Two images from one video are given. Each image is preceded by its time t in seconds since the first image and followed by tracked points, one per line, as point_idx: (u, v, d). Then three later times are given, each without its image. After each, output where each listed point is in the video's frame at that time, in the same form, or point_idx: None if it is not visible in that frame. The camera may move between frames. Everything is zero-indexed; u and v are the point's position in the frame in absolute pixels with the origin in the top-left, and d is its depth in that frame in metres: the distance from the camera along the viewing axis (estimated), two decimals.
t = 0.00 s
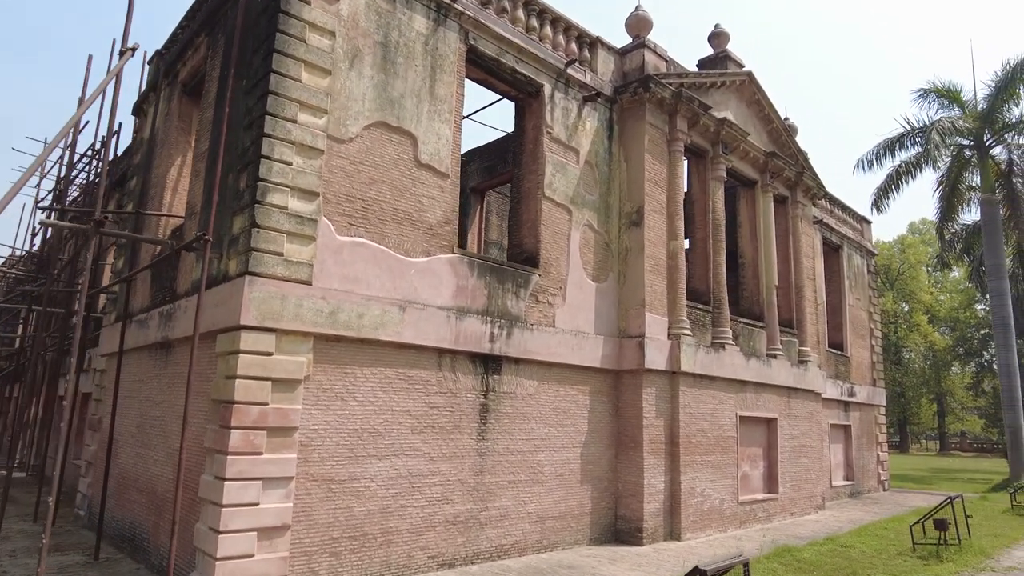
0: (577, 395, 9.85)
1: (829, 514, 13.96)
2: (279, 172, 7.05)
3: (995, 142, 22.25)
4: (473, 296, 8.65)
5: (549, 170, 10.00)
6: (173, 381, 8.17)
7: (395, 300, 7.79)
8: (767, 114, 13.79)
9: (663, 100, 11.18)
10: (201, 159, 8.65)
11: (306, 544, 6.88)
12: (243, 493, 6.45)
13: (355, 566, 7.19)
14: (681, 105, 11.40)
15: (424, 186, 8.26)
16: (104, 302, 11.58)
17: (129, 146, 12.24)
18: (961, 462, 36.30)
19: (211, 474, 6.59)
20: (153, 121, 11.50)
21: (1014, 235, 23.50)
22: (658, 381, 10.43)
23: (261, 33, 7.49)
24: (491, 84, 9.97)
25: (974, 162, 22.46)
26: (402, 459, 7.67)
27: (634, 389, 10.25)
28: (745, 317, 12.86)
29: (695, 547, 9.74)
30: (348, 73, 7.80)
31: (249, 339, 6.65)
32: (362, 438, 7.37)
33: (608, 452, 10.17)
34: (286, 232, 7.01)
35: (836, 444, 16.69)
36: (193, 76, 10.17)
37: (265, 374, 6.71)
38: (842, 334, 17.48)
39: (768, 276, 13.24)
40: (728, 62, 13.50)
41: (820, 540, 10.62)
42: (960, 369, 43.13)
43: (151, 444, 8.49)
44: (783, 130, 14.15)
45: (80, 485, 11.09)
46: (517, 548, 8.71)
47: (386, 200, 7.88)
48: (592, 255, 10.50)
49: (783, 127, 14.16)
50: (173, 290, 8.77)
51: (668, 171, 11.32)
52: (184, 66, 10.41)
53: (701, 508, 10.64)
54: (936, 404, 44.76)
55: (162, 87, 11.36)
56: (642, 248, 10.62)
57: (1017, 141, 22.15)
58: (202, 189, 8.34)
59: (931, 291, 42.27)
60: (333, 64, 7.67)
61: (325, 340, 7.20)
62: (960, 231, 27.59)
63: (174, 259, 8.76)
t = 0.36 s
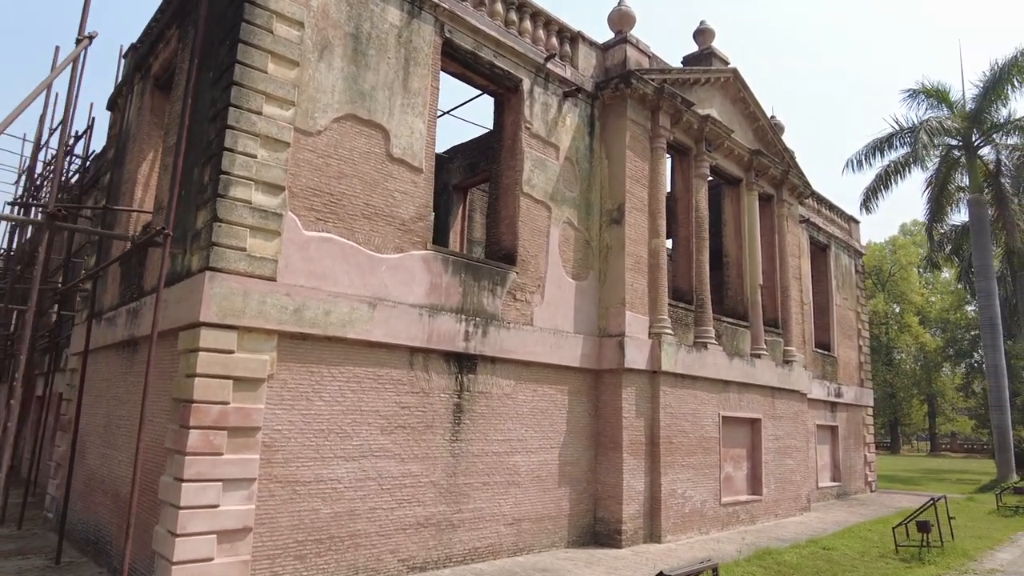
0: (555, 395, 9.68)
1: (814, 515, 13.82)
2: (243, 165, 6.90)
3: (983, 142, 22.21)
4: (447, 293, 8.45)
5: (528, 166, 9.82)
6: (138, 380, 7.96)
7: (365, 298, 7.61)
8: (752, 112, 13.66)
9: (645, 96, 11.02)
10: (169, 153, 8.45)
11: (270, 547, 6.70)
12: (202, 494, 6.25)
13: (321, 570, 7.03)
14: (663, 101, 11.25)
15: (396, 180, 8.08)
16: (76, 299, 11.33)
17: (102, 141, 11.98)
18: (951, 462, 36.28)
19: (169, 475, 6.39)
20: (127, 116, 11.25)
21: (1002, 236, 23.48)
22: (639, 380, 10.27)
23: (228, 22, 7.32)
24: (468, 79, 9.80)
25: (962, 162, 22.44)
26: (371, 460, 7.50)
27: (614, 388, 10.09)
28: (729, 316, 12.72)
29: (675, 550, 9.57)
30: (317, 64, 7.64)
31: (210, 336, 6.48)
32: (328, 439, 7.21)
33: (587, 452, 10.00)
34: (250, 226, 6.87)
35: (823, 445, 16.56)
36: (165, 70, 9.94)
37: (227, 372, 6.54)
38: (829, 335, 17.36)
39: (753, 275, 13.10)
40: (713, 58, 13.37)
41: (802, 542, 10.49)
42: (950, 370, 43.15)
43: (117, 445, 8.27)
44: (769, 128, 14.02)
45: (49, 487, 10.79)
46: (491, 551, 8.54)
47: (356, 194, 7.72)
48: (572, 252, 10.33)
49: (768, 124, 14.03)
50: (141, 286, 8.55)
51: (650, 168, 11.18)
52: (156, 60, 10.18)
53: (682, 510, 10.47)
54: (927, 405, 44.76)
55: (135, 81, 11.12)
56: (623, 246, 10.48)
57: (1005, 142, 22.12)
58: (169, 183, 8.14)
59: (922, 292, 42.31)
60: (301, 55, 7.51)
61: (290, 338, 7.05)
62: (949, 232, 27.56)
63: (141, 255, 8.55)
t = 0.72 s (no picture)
0: (534, 395, 9.51)
1: (800, 516, 13.68)
2: (205, 159, 6.71)
3: (972, 141, 22.17)
4: (421, 291, 8.27)
5: (506, 162, 9.63)
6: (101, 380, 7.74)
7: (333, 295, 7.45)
8: (737, 109, 13.54)
9: (626, 92, 10.86)
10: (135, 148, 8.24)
11: (232, 551, 6.50)
12: (159, 497, 6.05)
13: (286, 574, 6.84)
14: (645, 97, 11.10)
15: (366, 175, 7.92)
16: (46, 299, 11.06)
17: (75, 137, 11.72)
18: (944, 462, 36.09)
19: (126, 478, 6.18)
20: (99, 112, 11.00)
21: (991, 235, 23.45)
22: (619, 380, 10.12)
23: (192, 12, 7.14)
24: (445, 73, 9.63)
25: (951, 161, 22.40)
26: (339, 462, 7.33)
27: (594, 388, 9.92)
28: (713, 315, 12.57)
29: (655, 552, 9.39)
30: (284, 56, 7.47)
31: (168, 334, 6.29)
32: (294, 440, 7.03)
33: (567, 453, 9.82)
34: (212, 221, 6.69)
35: (811, 445, 16.43)
36: (136, 64, 9.71)
37: (187, 371, 6.35)
38: (817, 334, 17.24)
39: (737, 274, 12.96)
40: (696, 55, 13.24)
41: (785, 544, 10.33)
42: (942, 370, 43.18)
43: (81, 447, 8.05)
44: (754, 125, 13.90)
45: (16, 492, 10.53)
46: (466, 555, 8.36)
47: (324, 188, 7.59)
48: (551, 250, 10.16)
49: (753, 121, 13.91)
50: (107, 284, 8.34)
51: (631, 165, 11.04)
52: (126, 54, 9.94)
53: (663, 511, 10.30)
54: (918, 405, 44.76)
55: (107, 76, 10.87)
56: (603, 243, 10.32)
57: (993, 141, 22.09)
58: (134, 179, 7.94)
59: (912, 292, 42.36)
60: (267, 47, 7.34)
61: (254, 336, 6.88)
62: (939, 232, 27.54)
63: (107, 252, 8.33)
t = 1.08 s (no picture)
0: (512, 398, 9.33)
1: (788, 519, 13.51)
2: (166, 156, 6.53)
3: (961, 141, 22.09)
4: (393, 292, 8.08)
5: (484, 160, 9.44)
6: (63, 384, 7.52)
7: (301, 296, 7.28)
8: (722, 107, 13.40)
9: (607, 89, 10.69)
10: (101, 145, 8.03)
11: (193, 560, 6.30)
12: (115, 505, 5.84)
13: None
14: (627, 95, 10.94)
15: (336, 173, 7.78)
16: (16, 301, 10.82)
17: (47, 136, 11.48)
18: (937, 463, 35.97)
19: (82, 485, 5.97)
20: (70, 110, 10.76)
21: (981, 235, 23.38)
22: (600, 381, 9.95)
23: (155, 6, 6.97)
24: (421, 70, 9.47)
25: (941, 161, 22.31)
26: (306, 467, 7.16)
27: (574, 390, 9.75)
28: (698, 316, 12.42)
29: (637, 558, 9.21)
30: (250, 51, 7.31)
31: (126, 336, 6.09)
32: (259, 445, 6.86)
33: (547, 456, 9.65)
34: (172, 220, 6.51)
35: (800, 447, 16.28)
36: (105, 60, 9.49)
37: (145, 374, 6.15)
38: (805, 335, 17.11)
39: (723, 274, 12.81)
40: (681, 52, 13.09)
41: (769, 549, 10.14)
42: (934, 371, 43.14)
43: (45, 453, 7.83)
44: (740, 124, 13.76)
45: None
46: (441, 561, 8.17)
47: (292, 186, 7.43)
48: (531, 249, 9.99)
49: (739, 120, 13.78)
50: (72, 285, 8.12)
51: (613, 164, 10.88)
52: (96, 50, 9.72)
53: (646, 516, 10.12)
54: (912, 406, 44.67)
55: (78, 73, 10.64)
56: (584, 243, 10.16)
57: (983, 141, 22.02)
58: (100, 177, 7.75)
59: (905, 293, 42.33)
60: (233, 42, 7.17)
61: (217, 338, 6.69)
62: (930, 232, 27.47)
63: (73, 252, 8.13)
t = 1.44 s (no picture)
0: (495, 395, 9.14)
1: (778, 519, 13.33)
2: (131, 145, 6.32)
3: (955, 139, 21.95)
4: (369, 287, 7.90)
5: (466, 152, 9.25)
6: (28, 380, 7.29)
7: (272, 290, 7.12)
8: (712, 102, 13.25)
9: (593, 83, 10.51)
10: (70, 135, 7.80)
11: (157, 561, 6.09)
12: (74, 504, 5.64)
13: None
14: (613, 88, 10.76)
15: (310, 163, 7.64)
16: None
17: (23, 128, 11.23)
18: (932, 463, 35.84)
19: (40, 484, 5.76)
20: (45, 101, 10.53)
21: (974, 234, 23.26)
22: (585, 379, 9.77)
23: None
24: (401, 61, 9.29)
25: (935, 160, 22.19)
26: (278, 465, 6.98)
27: (558, 388, 9.58)
28: (686, 313, 12.26)
29: (621, 559, 9.03)
30: (221, 39, 7.13)
31: (87, 330, 5.89)
32: (228, 442, 6.67)
33: (530, 455, 9.47)
34: (138, 211, 6.31)
35: (791, 447, 16.12)
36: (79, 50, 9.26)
37: (107, 369, 5.95)
38: (797, 334, 16.95)
39: (711, 271, 12.65)
40: (670, 47, 12.93)
41: (757, 550, 9.97)
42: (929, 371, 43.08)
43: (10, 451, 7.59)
44: (730, 120, 13.61)
45: None
46: (419, 562, 7.99)
47: (264, 177, 7.28)
48: (515, 245, 9.80)
49: (729, 116, 13.62)
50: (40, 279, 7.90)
51: (599, 158, 10.70)
52: (70, 39, 9.48)
53: (631, 516, 9.94)
54: (907, 406, 44.58)
55: (53, 64, 10.40)
56: (568, 238, 9.99)
57: (976, 139, 21.90)
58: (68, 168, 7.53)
59: (900, 293, 42.24)
60: (203, 28, 6.99)
61: (184, 332, 6.51)
62: (924, 232, 27.35)
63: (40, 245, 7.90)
